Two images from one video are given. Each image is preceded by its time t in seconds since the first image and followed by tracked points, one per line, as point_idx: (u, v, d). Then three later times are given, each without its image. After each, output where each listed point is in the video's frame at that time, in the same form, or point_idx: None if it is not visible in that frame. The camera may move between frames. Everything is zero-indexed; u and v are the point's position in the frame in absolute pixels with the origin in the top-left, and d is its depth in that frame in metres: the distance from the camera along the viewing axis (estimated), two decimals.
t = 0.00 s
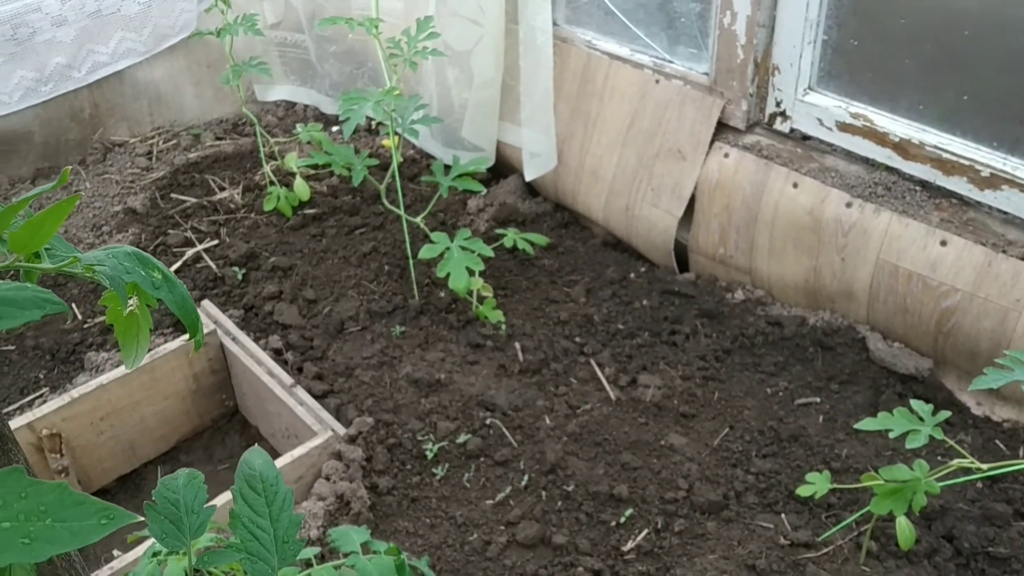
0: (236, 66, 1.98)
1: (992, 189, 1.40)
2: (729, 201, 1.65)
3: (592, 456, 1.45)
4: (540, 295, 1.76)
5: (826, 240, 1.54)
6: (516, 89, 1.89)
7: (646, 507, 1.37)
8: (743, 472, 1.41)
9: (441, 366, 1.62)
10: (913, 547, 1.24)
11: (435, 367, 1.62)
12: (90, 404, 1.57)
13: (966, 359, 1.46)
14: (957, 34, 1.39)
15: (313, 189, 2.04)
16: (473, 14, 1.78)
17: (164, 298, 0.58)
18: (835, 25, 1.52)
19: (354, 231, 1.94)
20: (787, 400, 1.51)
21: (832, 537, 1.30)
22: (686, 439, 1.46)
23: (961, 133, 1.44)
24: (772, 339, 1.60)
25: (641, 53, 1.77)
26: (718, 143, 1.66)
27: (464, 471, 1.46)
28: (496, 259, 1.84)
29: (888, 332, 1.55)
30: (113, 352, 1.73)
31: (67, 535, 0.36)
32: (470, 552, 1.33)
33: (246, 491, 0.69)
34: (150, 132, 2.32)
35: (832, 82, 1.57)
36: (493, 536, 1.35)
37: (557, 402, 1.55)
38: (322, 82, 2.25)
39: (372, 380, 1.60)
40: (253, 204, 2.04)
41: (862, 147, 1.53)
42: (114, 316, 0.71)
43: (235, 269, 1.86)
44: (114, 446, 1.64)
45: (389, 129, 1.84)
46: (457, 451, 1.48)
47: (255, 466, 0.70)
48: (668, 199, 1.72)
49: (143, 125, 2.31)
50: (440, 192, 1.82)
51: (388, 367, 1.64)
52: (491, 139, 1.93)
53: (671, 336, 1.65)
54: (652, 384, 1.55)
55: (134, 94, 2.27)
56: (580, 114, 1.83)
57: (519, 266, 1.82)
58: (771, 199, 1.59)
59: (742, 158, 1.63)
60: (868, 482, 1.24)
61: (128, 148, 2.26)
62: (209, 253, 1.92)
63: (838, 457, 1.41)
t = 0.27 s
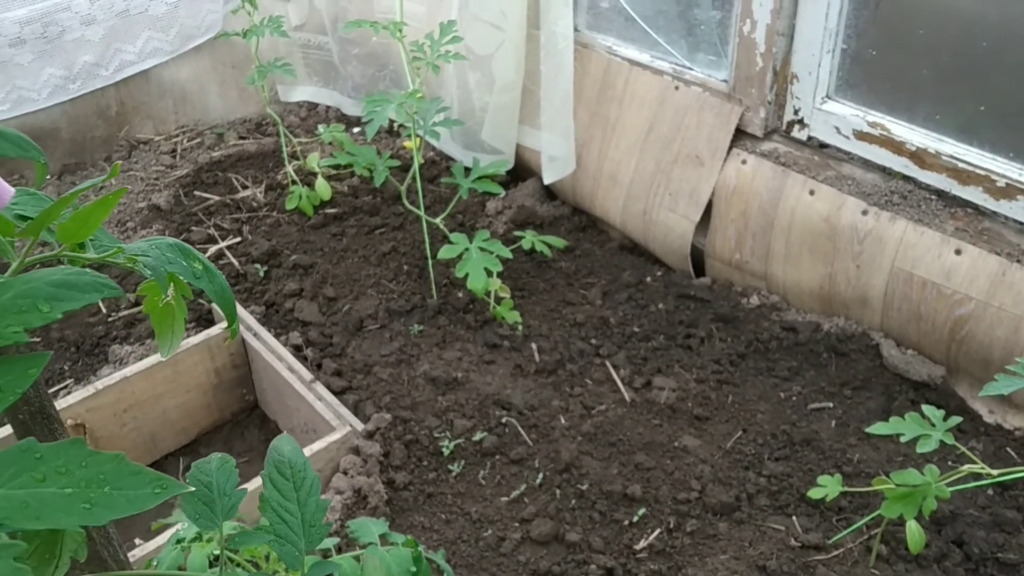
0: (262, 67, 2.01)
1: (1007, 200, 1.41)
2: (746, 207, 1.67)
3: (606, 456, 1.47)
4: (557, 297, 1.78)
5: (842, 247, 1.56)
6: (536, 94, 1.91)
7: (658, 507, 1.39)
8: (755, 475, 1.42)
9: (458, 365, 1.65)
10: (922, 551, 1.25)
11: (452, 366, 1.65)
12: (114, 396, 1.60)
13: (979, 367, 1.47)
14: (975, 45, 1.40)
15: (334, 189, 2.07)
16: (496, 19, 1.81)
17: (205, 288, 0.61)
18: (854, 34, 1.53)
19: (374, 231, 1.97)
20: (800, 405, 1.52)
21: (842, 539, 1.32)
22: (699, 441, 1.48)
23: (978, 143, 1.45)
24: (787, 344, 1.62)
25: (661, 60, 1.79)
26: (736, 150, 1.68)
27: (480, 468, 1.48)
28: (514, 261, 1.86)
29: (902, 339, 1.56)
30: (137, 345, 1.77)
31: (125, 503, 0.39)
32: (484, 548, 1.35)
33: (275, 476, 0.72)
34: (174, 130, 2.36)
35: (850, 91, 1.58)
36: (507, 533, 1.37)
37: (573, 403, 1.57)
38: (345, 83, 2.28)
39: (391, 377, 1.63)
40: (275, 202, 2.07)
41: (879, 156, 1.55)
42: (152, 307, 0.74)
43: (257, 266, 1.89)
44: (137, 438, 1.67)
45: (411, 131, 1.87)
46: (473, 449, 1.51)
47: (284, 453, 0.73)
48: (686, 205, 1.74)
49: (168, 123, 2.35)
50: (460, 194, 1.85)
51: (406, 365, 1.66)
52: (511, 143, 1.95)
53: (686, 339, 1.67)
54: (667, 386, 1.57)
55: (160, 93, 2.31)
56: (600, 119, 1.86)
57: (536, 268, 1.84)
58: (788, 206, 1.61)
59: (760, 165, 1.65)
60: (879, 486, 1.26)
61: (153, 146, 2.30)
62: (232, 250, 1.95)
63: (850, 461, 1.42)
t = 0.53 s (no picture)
0: (298, 70, 2.05)
1: None
2: (771, 218, 1.69)
3: (627, 459, 1.50)
4: (582, 301, 1.81)
5: (865, 259, 1.58)
6: (566, 102, 1.95)
7: (677, 510, 1.41)
8: (774, 481, 1.44)
9: (483, 366, 1.68)
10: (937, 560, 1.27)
11: (477, 366, 1.68)
12: (149, 387, 1.64)
13: (999, 380, 1.48)
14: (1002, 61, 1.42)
15: (365, 191, 2.11)
16: (528, 27, 1.85)
17: (255, 278, 0.64)
18: (881, 48, 1.55)
19: (403, 233, 2.01)
20: (820, 414, 1.54)
21: (858, 546, 1.33)
22: (719, 446, 1.51)
23: (1003, 158, 1.46)
24: (808, 354, 1.64)
25: (690, 70, 1.82)
26: (763, 161, 1.71)
27: (503, 467, 1.51)
28: (540, 265, 1.89)
29: (924, 352, 1.57)
30: (171, 338, 1.82)
31: (191, 469, 0.41)
32: (505, 545, 1.38)
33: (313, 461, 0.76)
34: (210, 130, 2.41)
35: (876, 105, 1.60)
36: (528, 531, 1.40)
37: (595, 406, 1.60)
38: (377, 87, 2.33)
39: (417, 376, 1.67)
40: (307, 203, 2.12)
41: (904, 169, 1.57)
42: (199, 298, 0.78)
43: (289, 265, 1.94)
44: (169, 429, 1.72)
45: (442, 135, 1.90)
46: (497, 448, 1.54)
47: (322, 439, 0.77)
48: (711, 214, 1.76)
49: (204, 123, 2.41)
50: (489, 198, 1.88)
51: (432, 365, 1.70)
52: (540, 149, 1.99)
53: (709, 347, 1.69)
54: (689, 392, 1.60)
55: (197, 94, 2.37)
56: (628, 128, 1.89)
57: (562, 273, 1.87)
58: (812, 217, 1.63)
59: (785, 176, 1.67)
60: (896, 494, 1.27)
61: (189, 145, 2.35)
62: (264, 249, 1.99)
63: (868, 470, 1.44)
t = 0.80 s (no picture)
0: (342, 75, 2.11)
1: None
2: (798, 234, 1.74)
3: (649, 462, 1.55)
4: (610, 309, 1.86)
5: (889, 278, 1.62)
6: (601, 114, 2.00)
7: (696, 514, 1.46)
8: (791, 490, 1.49)
9: (512, 368, 1.74)
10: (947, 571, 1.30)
11: (506, 368, 1.74)
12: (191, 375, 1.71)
13: (1015, 401, 1.51)
14: None
15: (402, 194, 2.18)
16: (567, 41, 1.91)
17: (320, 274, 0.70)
18: (912, 73, 1.59)
19: (438, 236, 2.07)
20: (839, 427, 1.58)
21: (871, 556, 1.37)
22: (739, 454, 1.55)
23: None
24: (830, 368, 1.68)
25: (724, 88, 1.87)
26: (791, 179, 1.75)
27: (528, 465, 1.57)
28: (570, 273, 1.95)
29: (943, 370, 1.61)
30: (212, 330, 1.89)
31: (277, 433, 0.47)
32: (529, 540, 1.44)
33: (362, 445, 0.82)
34: (254, 130, 2.49)
35: (904, 129, 1.64)
36: (551, 527, 1.45)
37: (620, 411, 1.65)
38: (417, 94, 2.40)
39: (448, 375, 1.73)
40: (345, 204, 2.19)
41: (930, 192, 1.60)
42: (261, 289, 0.84)
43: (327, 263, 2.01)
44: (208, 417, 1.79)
45: (480, 143, 1.96)
46: (523, 447, 1.59)
47: (371, 425, 0.84)
48: (739, 228, 1.81)
49: (248, 123, 2.49)
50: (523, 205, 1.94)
51: (463, 365, 1.76)
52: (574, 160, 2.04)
53: (732, 358, 1.74)
54: (711, 401, 1.65)
55: (243, 95, 2.45)
56: (661, 142, 1.94)
57: (591, 281, 1.93)
58: (838, 235, 1.67)
59: (813, 194, 1.72)
60: (910, 506, 1.31)
61: (233, 144, 2.43)
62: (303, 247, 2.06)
63: (884, 483, 1.48)
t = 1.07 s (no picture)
0: (398, 78, 2.18)
1: None
2: (836, 252, 1.78)
3: (680, 466, 1.60)
4: (649, 316, 1.92)
5: (924, 299, 1.65)
6: (649, 127, 2.06)
7: (724, 517, 1.51)
8: (817, 500, 1.53)
9: (551, 368, 1.80)
10: None
11: (545, 368, 1.80)
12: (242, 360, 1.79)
13: None
14: None
15: (450, 196, 2.25)
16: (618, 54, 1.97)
17: (395, 262, 0.78)
18: (956, 99, 1.63)
19: (484, 238, 2.14)
20: (868, 442, 1.62)
21: (894, 567, 1.41)
22: (769, 463, 1.60)
23: None
24: (862, 384, 1.72)
25: (770, 106, 1.92)
26: (832, 198, 1.80)
27: (563, 463, 1.63)
28: (611, 279, 2.01)
29: (974, 392, 1.64)
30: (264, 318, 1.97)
31: (367, 394, 0.56)
32: (560, 533, 1.49)
33: (418, 423, 0.90)
34: (308, 128, 2.57)
35: (946, 154, 1.68)
36: (582, 523, 1.51)
37: (654, 415, 1.70)
38: (468, 99, 2.47)
39: (488, 372, 1.79)
40: (395, 203, 2.26)
41: (968, 217, 1.64)
42: (331, 277, 0.92)
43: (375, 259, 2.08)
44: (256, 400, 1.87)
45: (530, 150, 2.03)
46: (559, 445, 1.65)
47: (427, 405, 0.91)
48: (779, 244, 1.86)
49: (304, 121, 2.57)
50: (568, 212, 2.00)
51: (503, 363, 1.82)
52: (619, 170, 2.10)
53: (766, 370, 1.78)
54: (744, 410, 1.69)
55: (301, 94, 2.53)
56: (706, 156, 2.00)
57: (631, 288, 1.98)
58: (876, 255, 1.71)
59: (853, 214, 1.76)
60: (934, 520, 1.35)
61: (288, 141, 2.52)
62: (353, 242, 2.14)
63: (910, 498, 1.52)
